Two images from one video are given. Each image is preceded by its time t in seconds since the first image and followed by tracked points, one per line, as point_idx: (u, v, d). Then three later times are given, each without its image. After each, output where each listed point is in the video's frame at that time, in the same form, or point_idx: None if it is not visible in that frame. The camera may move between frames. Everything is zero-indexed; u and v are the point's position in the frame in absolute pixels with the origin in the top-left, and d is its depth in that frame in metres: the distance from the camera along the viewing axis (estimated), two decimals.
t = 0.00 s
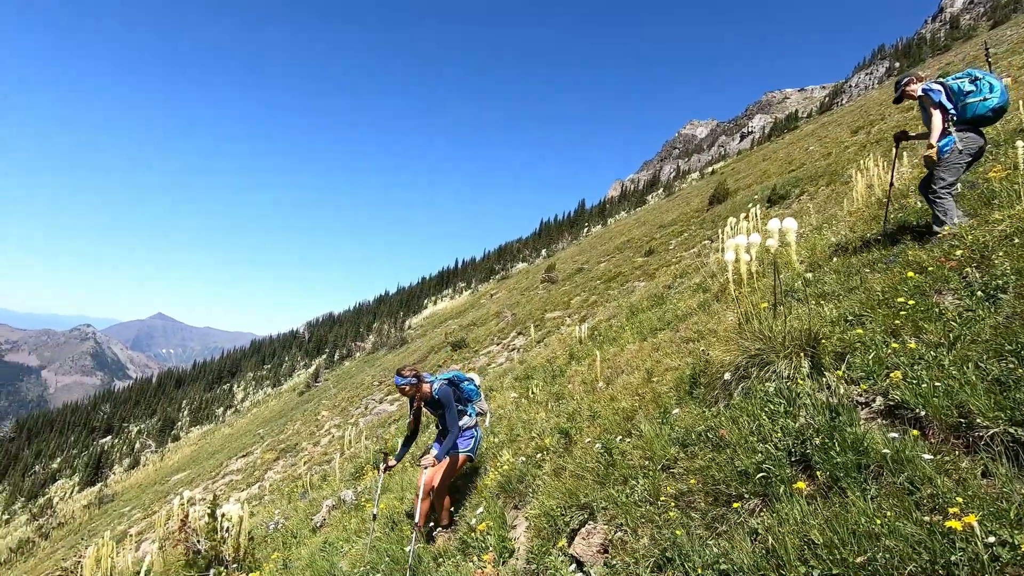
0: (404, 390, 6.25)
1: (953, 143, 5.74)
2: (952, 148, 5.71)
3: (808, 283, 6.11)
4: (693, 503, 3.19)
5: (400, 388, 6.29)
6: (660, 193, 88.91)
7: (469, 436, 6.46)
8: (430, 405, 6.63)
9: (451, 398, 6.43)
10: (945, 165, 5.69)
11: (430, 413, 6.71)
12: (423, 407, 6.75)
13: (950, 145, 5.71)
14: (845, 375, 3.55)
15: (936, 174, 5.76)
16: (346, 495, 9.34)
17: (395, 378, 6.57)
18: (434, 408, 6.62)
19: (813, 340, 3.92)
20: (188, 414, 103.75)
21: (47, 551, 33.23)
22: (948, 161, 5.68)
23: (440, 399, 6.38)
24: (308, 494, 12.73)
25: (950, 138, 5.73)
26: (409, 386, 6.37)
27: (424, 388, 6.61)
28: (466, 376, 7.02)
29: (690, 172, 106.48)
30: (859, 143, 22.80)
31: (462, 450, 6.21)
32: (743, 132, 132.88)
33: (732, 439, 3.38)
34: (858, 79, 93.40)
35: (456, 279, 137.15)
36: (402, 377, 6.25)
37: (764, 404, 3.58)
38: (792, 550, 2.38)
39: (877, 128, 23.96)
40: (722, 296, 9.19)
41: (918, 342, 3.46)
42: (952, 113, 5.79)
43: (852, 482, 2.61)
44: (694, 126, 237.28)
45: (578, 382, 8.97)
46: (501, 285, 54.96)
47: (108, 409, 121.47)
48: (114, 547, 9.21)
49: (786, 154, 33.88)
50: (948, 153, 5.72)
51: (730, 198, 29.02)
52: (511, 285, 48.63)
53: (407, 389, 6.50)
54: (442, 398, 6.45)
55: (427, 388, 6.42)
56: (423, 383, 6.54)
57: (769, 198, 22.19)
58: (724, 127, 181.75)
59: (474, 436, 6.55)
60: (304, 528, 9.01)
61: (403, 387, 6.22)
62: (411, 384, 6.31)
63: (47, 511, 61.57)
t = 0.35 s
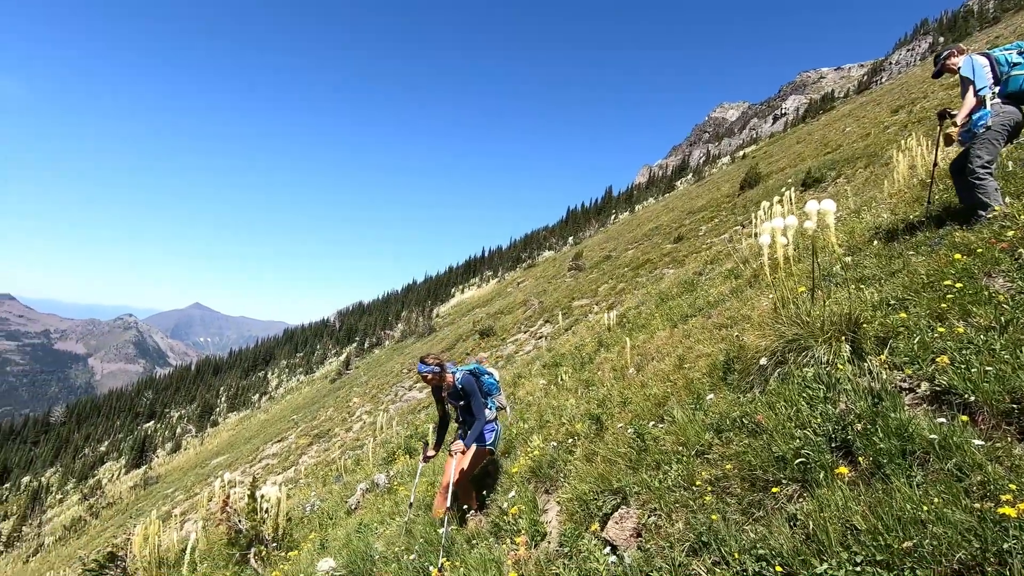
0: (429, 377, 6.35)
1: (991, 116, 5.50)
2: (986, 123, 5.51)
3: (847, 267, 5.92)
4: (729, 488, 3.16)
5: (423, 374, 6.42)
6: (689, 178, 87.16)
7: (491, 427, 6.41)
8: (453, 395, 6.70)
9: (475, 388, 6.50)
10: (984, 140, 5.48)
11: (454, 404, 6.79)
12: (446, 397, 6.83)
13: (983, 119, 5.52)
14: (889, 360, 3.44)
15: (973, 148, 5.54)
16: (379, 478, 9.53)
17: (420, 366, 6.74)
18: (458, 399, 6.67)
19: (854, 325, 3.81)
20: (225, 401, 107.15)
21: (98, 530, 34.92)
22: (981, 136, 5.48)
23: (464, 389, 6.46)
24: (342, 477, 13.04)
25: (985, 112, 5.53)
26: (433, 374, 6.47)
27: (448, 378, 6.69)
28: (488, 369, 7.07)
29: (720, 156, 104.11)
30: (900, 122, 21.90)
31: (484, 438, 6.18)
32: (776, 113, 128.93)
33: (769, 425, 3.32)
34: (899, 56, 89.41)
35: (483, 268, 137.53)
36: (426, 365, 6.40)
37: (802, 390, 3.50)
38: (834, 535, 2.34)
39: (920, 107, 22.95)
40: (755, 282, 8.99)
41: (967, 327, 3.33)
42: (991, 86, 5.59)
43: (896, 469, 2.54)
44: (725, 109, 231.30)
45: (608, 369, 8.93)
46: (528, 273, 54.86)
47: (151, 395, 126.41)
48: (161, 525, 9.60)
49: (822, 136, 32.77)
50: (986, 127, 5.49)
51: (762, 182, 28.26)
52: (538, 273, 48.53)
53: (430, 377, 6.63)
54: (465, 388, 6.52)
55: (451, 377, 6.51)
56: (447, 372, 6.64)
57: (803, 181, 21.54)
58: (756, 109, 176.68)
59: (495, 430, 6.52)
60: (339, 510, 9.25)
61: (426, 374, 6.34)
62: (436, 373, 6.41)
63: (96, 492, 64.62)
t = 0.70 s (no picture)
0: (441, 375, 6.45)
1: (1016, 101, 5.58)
2: (1012, 108, 5.60)
3: (884, 255, 5.74)
4: (763, 479, 3.11)
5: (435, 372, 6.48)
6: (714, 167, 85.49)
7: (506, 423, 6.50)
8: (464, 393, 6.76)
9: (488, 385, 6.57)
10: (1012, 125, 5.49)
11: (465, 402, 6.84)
12: (457, 395, 6.90)
13: (1009, 104, 5.61)
14: (930, 350, 3.33)
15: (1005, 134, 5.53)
16: (406, 467, 9.65)
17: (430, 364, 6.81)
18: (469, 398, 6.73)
19: (892, 312, 3.71)
20: (255, 391, 109.73)
21: (136, 514, 36.20)
22: (1009, 121, 5.51)
23: (477, 386, 6.53)
24: (369, 466, 13.24)
25: (1012, 98, 5.62)
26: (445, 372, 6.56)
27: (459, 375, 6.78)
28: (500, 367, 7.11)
29: (747, 144, 101.87)
30: (937, 106, 21.10)
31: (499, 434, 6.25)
32: (806, 99, 125.44)
33: (804, 415, 3.25)
34: (937, 38, 85.94)
35: (506, 259, 137.51)
36: (437, 362, 6.46)
37: (837, 379, 3.42)
38: (874, 527, 2.29)
39: (960, 89, 22.06)
40: (786, 271, 8.79)
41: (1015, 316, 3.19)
42: (1016, 72, 5.72)
43: (940, 460, 2.47)
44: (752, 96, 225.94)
45: (634, 359, 8.85)
46: (551, 264, 54.67)
47: (184, 385, 130.15)
48: (196, 510, 9.91)
49: (854, 121, 31.77)
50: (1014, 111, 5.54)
51: (791, 170, 27.59)
52: (561, 264, 48.31)
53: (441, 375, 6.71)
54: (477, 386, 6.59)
55: (463, 376, 6.58)
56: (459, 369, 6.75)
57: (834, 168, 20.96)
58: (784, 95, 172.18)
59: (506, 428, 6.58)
60: (368, 497, 9.40)
61: (438, 372, 6.41)
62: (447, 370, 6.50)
63: (134, 478, 66.93)
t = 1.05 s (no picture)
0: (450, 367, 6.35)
1: None
2: None
3: (921, 240, 5.57)
4: (797, 468, 3.05)
5: (446, 364, 6.40)
6: (739, 155, 83.73)
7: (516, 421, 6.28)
8: (473, 389, 6.64)
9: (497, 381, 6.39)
10: None
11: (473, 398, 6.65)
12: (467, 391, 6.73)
13: None
14: (973, 336, 3.22)
15: None
16: (432, 457, 9.75)
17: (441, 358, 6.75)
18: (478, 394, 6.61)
19: (932, 299, 3.59)
20: (283, 383, 112.06)
21: (172, 502, 37.41)
22: None
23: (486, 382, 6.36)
24: (395, 457, 13.42)
25: None
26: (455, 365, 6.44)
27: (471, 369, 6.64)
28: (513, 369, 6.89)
29: (774, 130, 99.49)
30: (975, 86, 20.29)
31: (507, 431, 6.09)
32: (835, 83, 121.92)
33: (839, 405, 3.18)
34: (975, 15, 82.49)
35: (527, 252, 137.34)
36: (449, 355, 6.38)
37: (874, 367, 3.34)
38: (918, 518, 2.22)
39: (999, 68, 21.17)
40: (816, 259, 8.59)
41: None
42: None
43: (987, 449, 2.38)
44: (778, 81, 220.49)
45: (660, 349, 8.78)
46: (573, 256, 54.43)
47: (215, 378, 133.58)
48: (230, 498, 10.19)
49: (886, 105, 30.78)
50: None
51: (819, 157, 26.90)
52: (583, 256, 48.07)
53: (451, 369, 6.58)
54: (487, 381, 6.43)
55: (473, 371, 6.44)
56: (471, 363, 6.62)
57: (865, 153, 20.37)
58: (812, 78, 167.48)
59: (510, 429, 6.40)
60: (395, 487, 9.55)
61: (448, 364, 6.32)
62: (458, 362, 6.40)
63: (169, 467, 69.13)
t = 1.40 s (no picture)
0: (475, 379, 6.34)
1: None
2: None
3: (983, 230, 5.29)
4: (853, 467, 2.96)
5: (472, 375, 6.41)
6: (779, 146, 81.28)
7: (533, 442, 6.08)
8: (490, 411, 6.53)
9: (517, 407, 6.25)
10: None
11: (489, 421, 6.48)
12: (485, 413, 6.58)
13: None
14: None
15: None
16: (470, 453, 9.84)
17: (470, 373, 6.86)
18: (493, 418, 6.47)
19: (999, 290, 3.40)
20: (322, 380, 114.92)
21: (220, 494, 38.93)
22: None
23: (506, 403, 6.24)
24: (433, 452, 13.60)
25: None
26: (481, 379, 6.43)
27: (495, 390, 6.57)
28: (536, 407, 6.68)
29: (816, 119, 96.04)
30: None
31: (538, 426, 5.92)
32: (881, 69, 116.91)
33: (898, 401, 3.06)
34: None
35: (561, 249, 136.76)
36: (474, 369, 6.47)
37: (935, 361, 3.20)
38: (988, 519, 2.12)
39: None
40: (865, 252, 8.27)
41: None
42: None
43: None
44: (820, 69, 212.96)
45: (701, 346, 8.62)
46: (607, 253, 53.93)
47: (259, 375, 138.03)
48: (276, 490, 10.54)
49: (938, 90, 29.32)
50: None
51: (865, 146, 25.87)
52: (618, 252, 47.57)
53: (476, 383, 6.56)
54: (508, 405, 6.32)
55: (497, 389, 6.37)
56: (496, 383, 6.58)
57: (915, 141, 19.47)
58: (858, 65, 160.78)
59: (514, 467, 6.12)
60: (435, 482, 9.69)
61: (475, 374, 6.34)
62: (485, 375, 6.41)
63: (216, 461, 71.89)
